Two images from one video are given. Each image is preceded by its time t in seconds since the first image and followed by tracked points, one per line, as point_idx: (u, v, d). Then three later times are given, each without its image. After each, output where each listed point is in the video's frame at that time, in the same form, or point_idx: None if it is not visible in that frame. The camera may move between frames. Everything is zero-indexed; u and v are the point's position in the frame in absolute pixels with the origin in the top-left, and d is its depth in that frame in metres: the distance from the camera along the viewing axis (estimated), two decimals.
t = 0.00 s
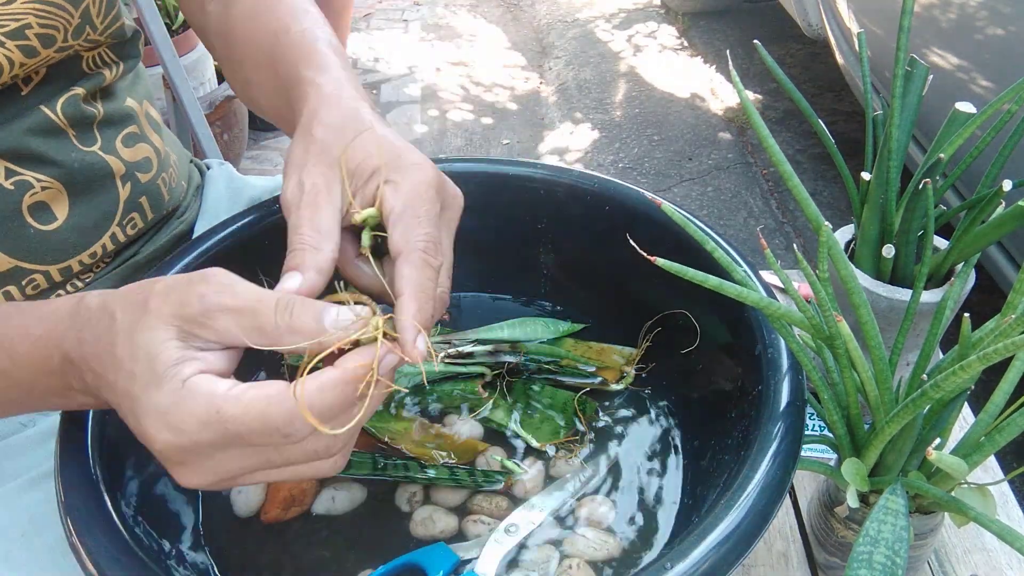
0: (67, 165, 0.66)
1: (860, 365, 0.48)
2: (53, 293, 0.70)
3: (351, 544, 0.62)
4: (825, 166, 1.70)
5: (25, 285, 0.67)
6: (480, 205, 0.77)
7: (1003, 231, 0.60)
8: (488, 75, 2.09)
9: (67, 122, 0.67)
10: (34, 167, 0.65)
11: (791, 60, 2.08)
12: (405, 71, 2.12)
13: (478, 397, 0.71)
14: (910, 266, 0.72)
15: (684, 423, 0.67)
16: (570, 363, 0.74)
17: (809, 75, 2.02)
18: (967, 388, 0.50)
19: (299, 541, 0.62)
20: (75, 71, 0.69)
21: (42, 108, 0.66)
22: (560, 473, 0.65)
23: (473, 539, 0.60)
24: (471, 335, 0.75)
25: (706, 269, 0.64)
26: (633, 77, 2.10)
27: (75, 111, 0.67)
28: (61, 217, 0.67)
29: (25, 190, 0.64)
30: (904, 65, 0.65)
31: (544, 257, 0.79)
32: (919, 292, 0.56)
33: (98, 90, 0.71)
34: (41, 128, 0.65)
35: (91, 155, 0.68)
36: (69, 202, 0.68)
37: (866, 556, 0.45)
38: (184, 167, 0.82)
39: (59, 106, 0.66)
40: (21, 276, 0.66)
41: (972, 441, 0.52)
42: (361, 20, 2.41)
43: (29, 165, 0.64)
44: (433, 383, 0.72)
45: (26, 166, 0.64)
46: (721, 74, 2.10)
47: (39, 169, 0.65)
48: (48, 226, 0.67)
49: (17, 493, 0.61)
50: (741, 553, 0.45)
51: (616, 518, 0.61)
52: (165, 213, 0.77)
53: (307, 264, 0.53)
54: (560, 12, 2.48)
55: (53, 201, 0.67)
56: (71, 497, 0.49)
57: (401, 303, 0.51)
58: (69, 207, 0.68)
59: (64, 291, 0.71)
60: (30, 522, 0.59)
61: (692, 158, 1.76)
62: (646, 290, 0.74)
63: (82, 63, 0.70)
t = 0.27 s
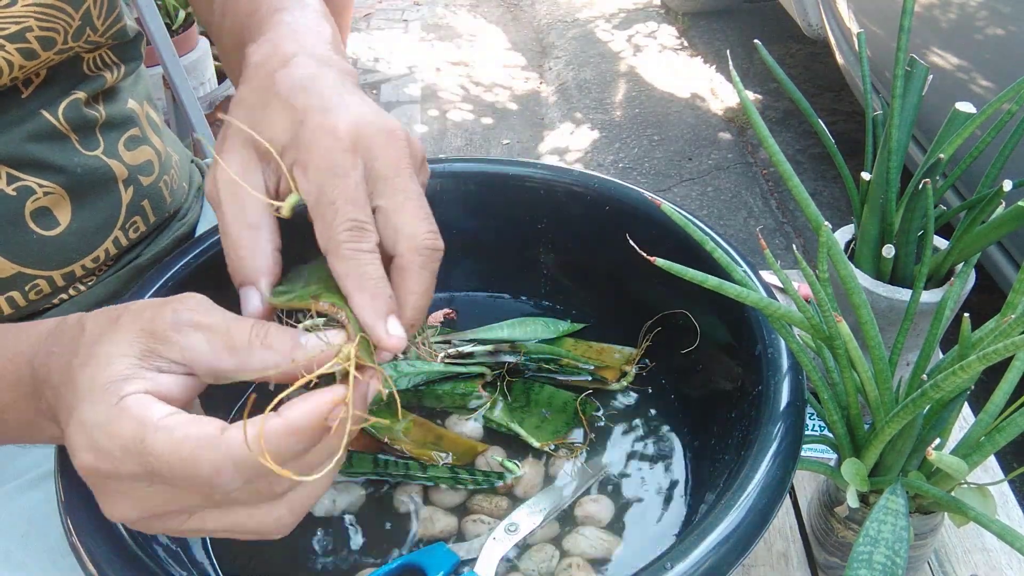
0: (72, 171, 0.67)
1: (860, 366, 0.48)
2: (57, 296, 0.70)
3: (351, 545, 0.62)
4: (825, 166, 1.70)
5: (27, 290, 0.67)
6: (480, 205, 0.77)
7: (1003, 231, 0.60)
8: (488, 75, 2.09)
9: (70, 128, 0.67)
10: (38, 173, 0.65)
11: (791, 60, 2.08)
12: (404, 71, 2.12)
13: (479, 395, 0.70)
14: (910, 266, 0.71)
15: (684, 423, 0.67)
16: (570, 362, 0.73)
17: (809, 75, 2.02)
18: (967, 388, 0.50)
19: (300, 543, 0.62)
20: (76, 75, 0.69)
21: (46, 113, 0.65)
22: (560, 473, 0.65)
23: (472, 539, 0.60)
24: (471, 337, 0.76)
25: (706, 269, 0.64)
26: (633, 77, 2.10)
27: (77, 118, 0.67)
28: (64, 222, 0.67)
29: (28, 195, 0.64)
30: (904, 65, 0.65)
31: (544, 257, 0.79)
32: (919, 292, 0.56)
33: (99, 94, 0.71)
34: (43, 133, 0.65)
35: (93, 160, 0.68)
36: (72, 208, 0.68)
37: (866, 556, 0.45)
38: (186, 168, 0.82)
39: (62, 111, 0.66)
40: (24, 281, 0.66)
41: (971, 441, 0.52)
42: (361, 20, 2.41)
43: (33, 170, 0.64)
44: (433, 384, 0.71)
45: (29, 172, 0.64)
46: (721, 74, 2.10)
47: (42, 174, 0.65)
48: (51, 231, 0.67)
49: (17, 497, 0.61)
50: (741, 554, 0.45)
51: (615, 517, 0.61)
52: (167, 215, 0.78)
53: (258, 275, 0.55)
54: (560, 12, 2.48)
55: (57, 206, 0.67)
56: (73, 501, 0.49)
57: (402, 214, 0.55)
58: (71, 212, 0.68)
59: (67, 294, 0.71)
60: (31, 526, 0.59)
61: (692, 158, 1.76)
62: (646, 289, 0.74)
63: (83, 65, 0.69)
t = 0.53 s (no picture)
0: (73, 172, 0.66)
1: (860, 366, 0.48)
2: (58, 296, 0.70)
3: (351, 544, 0.62)
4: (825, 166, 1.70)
5: (29, 291, 0.67)
6: (480, 206, 0.77)
7: (1003, 231, 0.60)
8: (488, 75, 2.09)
9: (72, 129, 0.67)
10: (40, 174, 0.65)
11: (791, 60, 2.08)
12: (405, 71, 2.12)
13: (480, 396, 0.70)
14: (910, 266, 0.71)
15: (684, 423, 0.67)
16: (570, 363, 0.73)
17: (809, 75, 2.02)
18: (966, 389, 0.50)
19: (300, 544, 0.62)
20: (82, 75, 0.69)
21: (48, 113, 0.65)
22: (560, 474, 0.65)
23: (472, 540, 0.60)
24: (471, 335, 0.75)
25: (706, 269, 0.64)
26: (633, 77, 2.10)
27: (80, 119, 0.67)
28: (65, 223, 0.67)
29: (30, 197, 0.64)
30: (904, 64, 0.65)
31: (544, 258, 0.79)
32: (919, 292, 0.56)
33: (103, 96, 0.71)
34: (45, 135, 0.65)
35: (93, 161, 0.68)
36: (74, 209, 0.68)
37: (866, 556, 0.45)
38: (188, 168, 0.83)
39: (65, 112, 0.66)
40: (25, 282, 0.66)
41: (971, 441, 0.52)
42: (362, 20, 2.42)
43: (35, 171, 0.64)
44: (434, 384, 0.71)
45: (31, 172, 0.64)
46: (721, 74, 2.10)
47: (44, 175, 0.65)
48: (53, 232, 0.67)
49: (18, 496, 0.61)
50: (741, 553, 0.45)
51: (615, 518, 0.61)
52: (168, 216, 0.77)
53: (294, 153, 0.55)
54: (560, 12, 2.48)
55: (58, 207, 0.67)
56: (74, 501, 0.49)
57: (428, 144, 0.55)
58: (73, 213, 0.68)
59: (67, 295, 0.71)
60: (32, 526, 0.59)
61: (692, 158, 1.76)
62: (646, 290, 0.74)
63: (87, 67, 0.69)
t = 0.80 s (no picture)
0: (73, 173, 0.67)
1: (860, 366, 0.48)
2: (58, 298, 0.70)
3: (350, 544, 0.62)
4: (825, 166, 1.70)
5: (29, 292, 0.67)
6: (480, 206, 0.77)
7: (1003, 231, 0.60)
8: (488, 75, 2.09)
9: (71, 132, 0.67)
10: (40, 175, 0.65)
11: (791, 61, 2.08)
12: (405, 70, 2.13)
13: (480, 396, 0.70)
14: (910, 266, 0.71)
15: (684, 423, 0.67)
16: (571, 363, 0.73)
17: (809, 75, 2.02)
18: (966, 388, 0.50)
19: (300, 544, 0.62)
20: (83, 75, 0.69)
21: (47, 117, 0.66)
22: (560, 473, 0.65)
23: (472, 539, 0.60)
24: (471, 335, 0.76)
25: (706, 269, 0.64)
26: (633, 77, 2.10)
27: (80, 122, 0.68)
28: (64, 224, 0.68)
29: (29, 198, 0.64)
30: (904, 65, 0.65)
31: (544, 258, 0.79)
32: (919, 292, 0.56)
33: (103, 99, 0.71)
34: (44, 137, 0.65)
35: (93, 163, 0.68)
36: (73, 210, 0.68)
37: (866, 556, 0.45)
38: (188, 169, 0.82)
39: (64, 115, 0.67)
40: (25, 282, 0.66)
41: (971, 441, 0.52)
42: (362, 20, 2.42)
43: (34, 172, 0.65)
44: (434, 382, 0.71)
45: (29, 173, 0.64)
46: (721, 74, 2.10)
47: (44, 177, 0.65)
48: (52, 234, 0.67)
49: (18, 495, 0.61)
50: (741, 553, 0.45)
51: (615, 518, 0.61)
52: (169, 217, 0.77)
53: (336, 101, 0.53)
54: (560, 12, 2.48)
55: (57, 208, 0.67)
56: (74, 502, 0.49)
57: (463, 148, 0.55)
58: (72, 214, 0.68)
59: (67, 296, 0.71)
60: (31, 525, 0.59)
61: (692, 158, 1.76)
62: (646, 290, 0.74)
63: (88, 67, 0.69)
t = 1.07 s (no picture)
0: (70, 173, 0.67)
1: (860, 366, 0.48)
2: (57, 297, 0.70)
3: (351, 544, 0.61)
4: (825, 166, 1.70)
5: (28, 291, 0.67)
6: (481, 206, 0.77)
7: (1003, 231, 0.60)
8: (488, 75, 2.09)
9: (69, 131, 0.67)
10: (39, 176, 0.65)
11: (791, 61, 2.08)
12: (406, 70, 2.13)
13: (481, 396, 0.68)
14: (910, 266, 0.71)
15: (684, 423, 0.67)
16: (571, 363, 0.73)
17: (809, 75, 2.02)
18: (966, 389, 0.50)
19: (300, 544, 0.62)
20: (76, 77, 0.69)
21: (45, 117, 0.66)
22: (560, 474, 0.65)
23: (472, 540, 0.60)
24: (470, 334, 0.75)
25: (706, 269, 0.64)
26: (633, 77, 2.10)
27: (78, 122, 0.68)
28: (62, 224, 0.67)
29: (28, 198, 0.64)
30: (904, 65, 0.65)
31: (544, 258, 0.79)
32: (919, 292, 0.56)
33: (99, 98, 0.71)
34: (41, 137, 0.65)
35: (91, 162, 0.68)
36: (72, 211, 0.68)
37: (866, 556, 0.44)
38: (186, 168, 0.82)
39: (61, 114, 0.67)
40: (24, 282, 0.66)
41: (971, 441, 0.52)
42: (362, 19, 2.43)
43: (33, 172, 0.65)
44: (433, 383, 0.69)
45: (28, 173, 0.65)
46: (721, 74, 2.10)
47: (40, 177, 0.65)
48: (50, 233, 0.67)
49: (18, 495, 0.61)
50: (741, 553, 0.45)
51: (615, 518, 0.61)
52: (167, 216, 0.77)
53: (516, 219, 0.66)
54: (561, 12, 2.48)
55: (55, 207, 0.67)
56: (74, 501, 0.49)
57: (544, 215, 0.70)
58: (70, 214, 0.68)
59: (66, 296, 0.71)
60: (30, 525, 0.59)
61: (692, 158, 1.76)
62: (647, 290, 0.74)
63: (82, 71, 0.69)
